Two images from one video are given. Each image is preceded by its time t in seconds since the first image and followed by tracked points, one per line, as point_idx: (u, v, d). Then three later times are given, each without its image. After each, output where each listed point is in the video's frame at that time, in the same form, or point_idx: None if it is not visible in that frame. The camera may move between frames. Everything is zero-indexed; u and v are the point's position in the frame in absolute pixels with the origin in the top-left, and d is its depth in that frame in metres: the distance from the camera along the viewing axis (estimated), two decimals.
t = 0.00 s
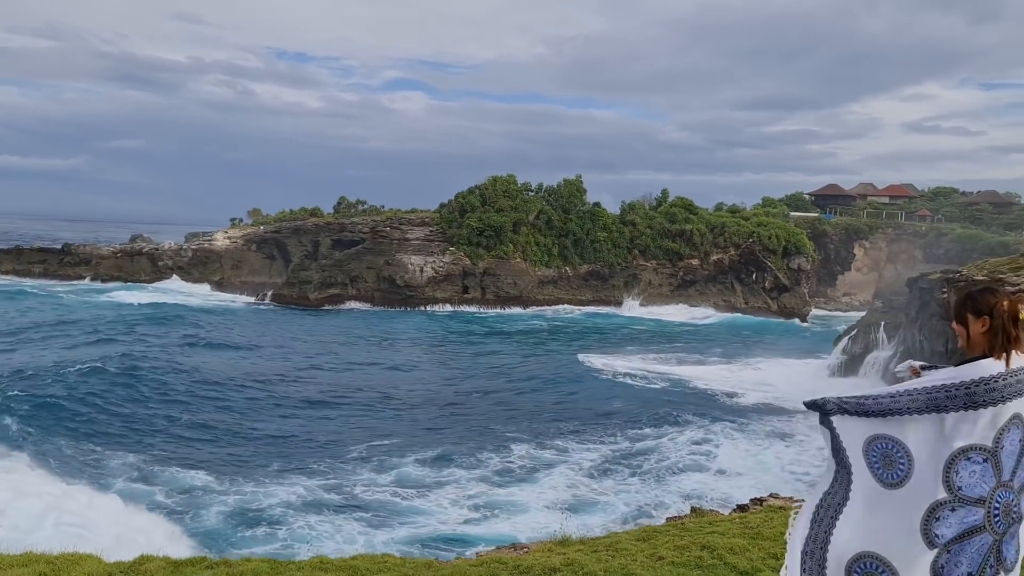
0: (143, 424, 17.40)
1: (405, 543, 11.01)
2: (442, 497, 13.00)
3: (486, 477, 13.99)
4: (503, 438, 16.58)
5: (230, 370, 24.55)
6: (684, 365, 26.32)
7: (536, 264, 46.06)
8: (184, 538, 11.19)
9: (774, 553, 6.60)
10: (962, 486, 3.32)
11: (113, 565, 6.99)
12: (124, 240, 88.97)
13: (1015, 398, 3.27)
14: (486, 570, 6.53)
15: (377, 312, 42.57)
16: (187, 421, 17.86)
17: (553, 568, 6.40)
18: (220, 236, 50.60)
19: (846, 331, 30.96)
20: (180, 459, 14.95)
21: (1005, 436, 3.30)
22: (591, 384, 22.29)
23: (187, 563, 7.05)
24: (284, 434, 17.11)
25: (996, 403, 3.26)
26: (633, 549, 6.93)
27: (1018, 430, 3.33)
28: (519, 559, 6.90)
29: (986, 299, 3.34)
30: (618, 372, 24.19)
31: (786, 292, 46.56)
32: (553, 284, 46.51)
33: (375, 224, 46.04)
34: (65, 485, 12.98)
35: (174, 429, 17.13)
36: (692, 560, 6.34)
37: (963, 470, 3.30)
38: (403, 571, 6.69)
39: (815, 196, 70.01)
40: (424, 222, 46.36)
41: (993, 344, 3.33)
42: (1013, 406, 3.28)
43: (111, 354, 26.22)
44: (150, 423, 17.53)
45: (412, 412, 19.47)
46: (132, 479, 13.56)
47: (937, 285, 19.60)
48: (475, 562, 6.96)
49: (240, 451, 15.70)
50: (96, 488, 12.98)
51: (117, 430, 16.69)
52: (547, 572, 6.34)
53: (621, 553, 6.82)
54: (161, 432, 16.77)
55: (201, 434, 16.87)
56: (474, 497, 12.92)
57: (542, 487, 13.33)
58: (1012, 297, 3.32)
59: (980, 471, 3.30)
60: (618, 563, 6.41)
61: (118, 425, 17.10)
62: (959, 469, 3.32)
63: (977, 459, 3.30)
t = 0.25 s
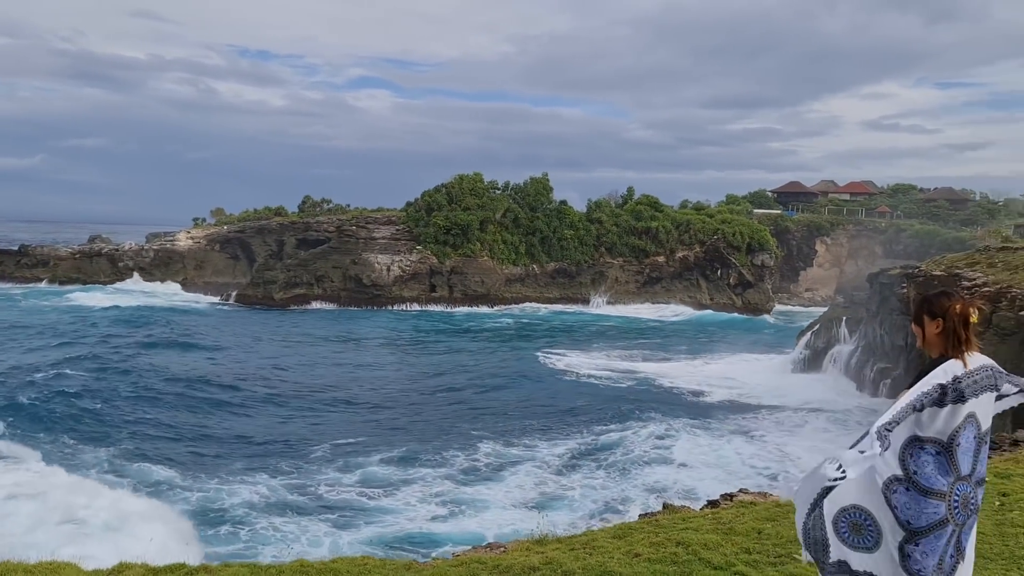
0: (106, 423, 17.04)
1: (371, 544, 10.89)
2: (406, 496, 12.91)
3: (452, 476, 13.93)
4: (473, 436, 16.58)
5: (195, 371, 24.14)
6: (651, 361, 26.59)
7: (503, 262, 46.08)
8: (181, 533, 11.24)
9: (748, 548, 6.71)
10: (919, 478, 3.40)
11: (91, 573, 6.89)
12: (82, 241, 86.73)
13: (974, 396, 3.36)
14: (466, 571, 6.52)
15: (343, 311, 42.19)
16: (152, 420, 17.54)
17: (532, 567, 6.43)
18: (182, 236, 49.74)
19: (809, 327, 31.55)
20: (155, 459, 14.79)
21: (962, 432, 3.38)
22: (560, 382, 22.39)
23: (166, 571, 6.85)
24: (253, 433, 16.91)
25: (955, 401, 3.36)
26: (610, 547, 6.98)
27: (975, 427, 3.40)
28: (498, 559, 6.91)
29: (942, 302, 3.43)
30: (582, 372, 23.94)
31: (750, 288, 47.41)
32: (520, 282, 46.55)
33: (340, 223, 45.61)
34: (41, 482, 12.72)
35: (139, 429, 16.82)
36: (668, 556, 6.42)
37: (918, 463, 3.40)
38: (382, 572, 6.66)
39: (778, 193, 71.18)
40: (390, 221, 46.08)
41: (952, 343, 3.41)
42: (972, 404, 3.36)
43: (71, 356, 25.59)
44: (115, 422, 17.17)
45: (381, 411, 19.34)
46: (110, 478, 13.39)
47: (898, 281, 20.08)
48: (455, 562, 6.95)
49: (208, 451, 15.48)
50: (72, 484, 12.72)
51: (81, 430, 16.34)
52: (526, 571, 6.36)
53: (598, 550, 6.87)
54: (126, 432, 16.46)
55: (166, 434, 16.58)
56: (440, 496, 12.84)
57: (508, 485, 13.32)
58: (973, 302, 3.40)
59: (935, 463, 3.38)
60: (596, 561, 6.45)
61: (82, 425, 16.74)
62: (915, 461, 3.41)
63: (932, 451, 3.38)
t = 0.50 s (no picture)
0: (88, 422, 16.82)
1: (350, 546, 10.80)
2: (383, 498, 12.85)
3: (432, 478, 13.89)
4: (456, 438, 16.55)
5: (177, 372, 23.89)
6: (633, 364, 26.70)
7: (485, 265, 46.07)
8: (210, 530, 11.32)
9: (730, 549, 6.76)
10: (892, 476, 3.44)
11: None
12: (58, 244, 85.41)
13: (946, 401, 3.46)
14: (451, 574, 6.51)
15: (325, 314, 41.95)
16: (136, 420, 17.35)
17: (517, 569, 6.43)
18: (162, 239, 49.29)
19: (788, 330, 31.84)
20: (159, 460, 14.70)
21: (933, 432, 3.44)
22: (542, 385, 22.43)
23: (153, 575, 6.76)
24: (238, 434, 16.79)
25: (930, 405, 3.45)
26: (594, 548, 7.00)
27: (946, 431, 3.48)
28: (483, 561, 6.91)
29: (918, 308, 3.50)
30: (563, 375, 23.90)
31: (731, 291, 47.92)
32: (502, 285, 46.54)
33: (322, 226, 45.37)
34: (52, 482, 12.58)
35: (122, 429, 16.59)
36: (651, 558, 6.45)
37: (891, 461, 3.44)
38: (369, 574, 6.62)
39: (758, 196, 71.82)
40: (372, 224, 45.92)
41: (926, 347, 3.48)
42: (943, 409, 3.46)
43: (49, 359, 25.22)
44: (95, 422, 16.95)
45: (364, 413, 19.24)
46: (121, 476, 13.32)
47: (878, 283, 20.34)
48: (440, 565, 6.95)
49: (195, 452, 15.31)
50: (84, 484, 12.59)
51: (67, 427, 16.17)
52: (511, 573, 6.36)
53: (583, 552, 6.89)
54: (107, 430, 16.25)
55: (149, 434, 16.39)
56: (419, 499, 12.77)
57: (488, 487, 13.30)
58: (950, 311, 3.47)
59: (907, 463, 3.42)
60: (581, 563, 6.47)
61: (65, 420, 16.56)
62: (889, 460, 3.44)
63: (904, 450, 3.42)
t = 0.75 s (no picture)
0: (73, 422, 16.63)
1: (331, 548, 10.74)
2: (361, 499, 12.81)
3: (412, 481, 13.84)
4: (441, 442, 16.53)
5: (161, 374, 23.66)
6: (618, 368, 26.80)
7: (471, 269, 45.84)
8: (225, 535, 11.16)
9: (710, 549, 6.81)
10: (865, 476, 3.47)
11: None
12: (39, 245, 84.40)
13: (922, 402, 3.47)
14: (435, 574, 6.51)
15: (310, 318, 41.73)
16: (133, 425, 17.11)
17: (500, 569, 6.45)
18: (145, 241, 48.95)
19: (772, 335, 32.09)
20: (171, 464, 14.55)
21: (906, 434, 3.50)
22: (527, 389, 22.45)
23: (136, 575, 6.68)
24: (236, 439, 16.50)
25: (904, 408, 3.48)
26: (577, 549, 7.03)
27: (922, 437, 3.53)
28: (466, 561, 6.92)
29: (896, 313, 3.58)
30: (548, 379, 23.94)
31: (716, 296, 48.34)
32: (488, 289, 46.48)
33: (307, 229, 45.17)
34: (65, 481, 12.42)
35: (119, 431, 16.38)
36: (632, 558, 6.49)
37: (864, 461, 3.47)
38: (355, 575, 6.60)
39: (743, 202, 72.32)
40: (357, 227, 45.79)
41: (904, 351, 3.57)
42: (920, 413, 3.49)
43: (30, 362, 24.89)
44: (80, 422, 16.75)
45: (349, 416, 19.15)
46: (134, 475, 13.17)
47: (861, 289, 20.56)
48: (423, 565, 6.96)
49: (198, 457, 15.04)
50: (98, 483, 12.45)
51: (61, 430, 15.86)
52: (494, 573, 6.38)
53: (565, 552, 6.91)
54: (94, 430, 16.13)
55: (133, 436, 16.24)
56: (399, 501, 12.73)
57: (470, 491, 13.28)
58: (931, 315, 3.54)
59: (879, 463, 3.48)
60: (563, 563, 6.50)
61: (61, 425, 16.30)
62: (862, 459, 3.48)
63: (876, 450, 3.48)
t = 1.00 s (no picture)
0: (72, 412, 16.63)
1: (323, 541, 10.75)
2: (351, 493, 12.84)
3: (405, 477, 13.85)
4: (438, 439, 16.56)
5: (159, 367, 23.66)
6: (613, 369, 26.86)
7: (468, 268, 45.87)
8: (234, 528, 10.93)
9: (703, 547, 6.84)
10: (865, 465, 3.44)
11: (59, 566, 6.71)
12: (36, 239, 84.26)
13: (915, 387, 3.47)
14: (430, 567, 6.54)
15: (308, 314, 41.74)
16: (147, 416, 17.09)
17: (495, 564, 6.47)
18: (143, 237, 48.97)
19: (768, 338, 32.17)
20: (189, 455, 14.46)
21: (905, 421, 3.48)
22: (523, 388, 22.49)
23: (135, 564, 6.72)
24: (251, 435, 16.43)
25: (892, 389, 3.45)
26: (571, 545, 7.06)
27: (918, 418, 3.52)
28: (461, 556, 6.95)
29: (892, 312, 3.60)
30: (543, 379, 24.00)
31: (713, 298, 48.44)
32: (485, 288, 46.43)
33: (305, 226, 45.18)
34: (86, 470, 12.37)
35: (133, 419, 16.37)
36: (626, 554, 6.52)
37: (865, 449, 3.43)
38: (352, 568, 6.61)
39: (741, 204, 72.38)
40: (355, 225, 45.81)
41: (898, 349, 3.58)
42: (912, 395, 3.47)
43: (27, 354, 24.89)
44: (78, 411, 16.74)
45: (346, 412, 19.17)
46: (154, 464, 13.10)
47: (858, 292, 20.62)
48: (419, 559, 6.98)
49: (215, 451, 14.91)
50: (119, 473, 12.38)
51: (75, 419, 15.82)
52: (490, 567, 6.40)
53: (560, 548, 6.94)
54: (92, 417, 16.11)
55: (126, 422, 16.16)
56: (391, 496, 12.76)
57: (462, 488, 13.31)
58: (925, 315, 3.58)
59: (880, 451, 3.45)
60: (557, 558, 6.52)
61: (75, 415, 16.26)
62: (862, 447, 3.43)
63: (877, 438, 3.45)
